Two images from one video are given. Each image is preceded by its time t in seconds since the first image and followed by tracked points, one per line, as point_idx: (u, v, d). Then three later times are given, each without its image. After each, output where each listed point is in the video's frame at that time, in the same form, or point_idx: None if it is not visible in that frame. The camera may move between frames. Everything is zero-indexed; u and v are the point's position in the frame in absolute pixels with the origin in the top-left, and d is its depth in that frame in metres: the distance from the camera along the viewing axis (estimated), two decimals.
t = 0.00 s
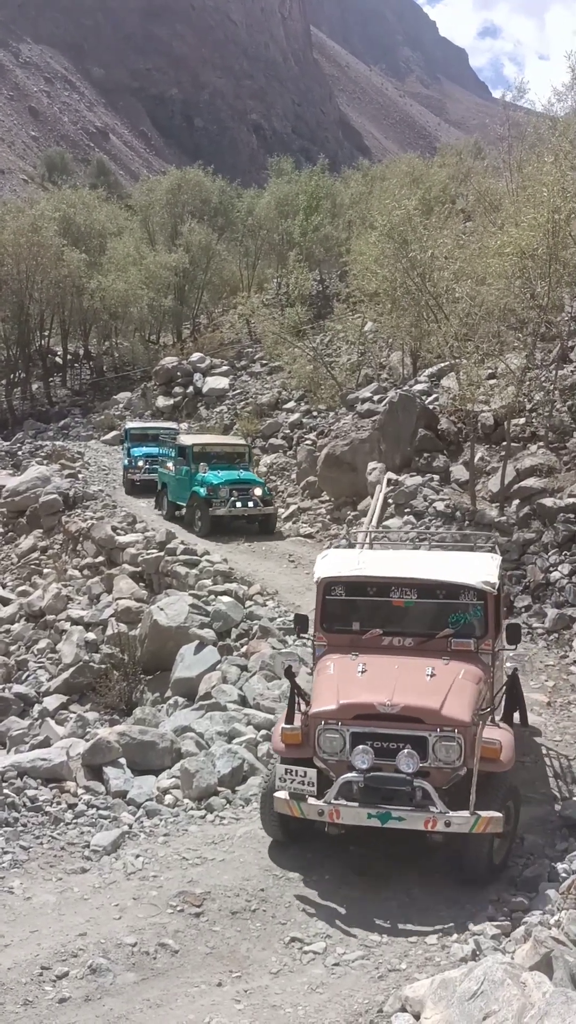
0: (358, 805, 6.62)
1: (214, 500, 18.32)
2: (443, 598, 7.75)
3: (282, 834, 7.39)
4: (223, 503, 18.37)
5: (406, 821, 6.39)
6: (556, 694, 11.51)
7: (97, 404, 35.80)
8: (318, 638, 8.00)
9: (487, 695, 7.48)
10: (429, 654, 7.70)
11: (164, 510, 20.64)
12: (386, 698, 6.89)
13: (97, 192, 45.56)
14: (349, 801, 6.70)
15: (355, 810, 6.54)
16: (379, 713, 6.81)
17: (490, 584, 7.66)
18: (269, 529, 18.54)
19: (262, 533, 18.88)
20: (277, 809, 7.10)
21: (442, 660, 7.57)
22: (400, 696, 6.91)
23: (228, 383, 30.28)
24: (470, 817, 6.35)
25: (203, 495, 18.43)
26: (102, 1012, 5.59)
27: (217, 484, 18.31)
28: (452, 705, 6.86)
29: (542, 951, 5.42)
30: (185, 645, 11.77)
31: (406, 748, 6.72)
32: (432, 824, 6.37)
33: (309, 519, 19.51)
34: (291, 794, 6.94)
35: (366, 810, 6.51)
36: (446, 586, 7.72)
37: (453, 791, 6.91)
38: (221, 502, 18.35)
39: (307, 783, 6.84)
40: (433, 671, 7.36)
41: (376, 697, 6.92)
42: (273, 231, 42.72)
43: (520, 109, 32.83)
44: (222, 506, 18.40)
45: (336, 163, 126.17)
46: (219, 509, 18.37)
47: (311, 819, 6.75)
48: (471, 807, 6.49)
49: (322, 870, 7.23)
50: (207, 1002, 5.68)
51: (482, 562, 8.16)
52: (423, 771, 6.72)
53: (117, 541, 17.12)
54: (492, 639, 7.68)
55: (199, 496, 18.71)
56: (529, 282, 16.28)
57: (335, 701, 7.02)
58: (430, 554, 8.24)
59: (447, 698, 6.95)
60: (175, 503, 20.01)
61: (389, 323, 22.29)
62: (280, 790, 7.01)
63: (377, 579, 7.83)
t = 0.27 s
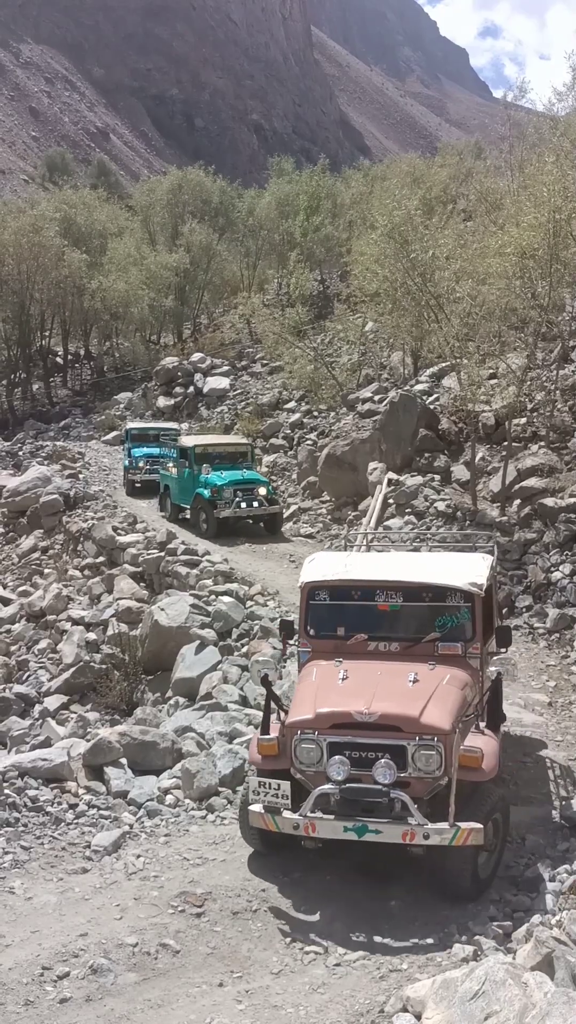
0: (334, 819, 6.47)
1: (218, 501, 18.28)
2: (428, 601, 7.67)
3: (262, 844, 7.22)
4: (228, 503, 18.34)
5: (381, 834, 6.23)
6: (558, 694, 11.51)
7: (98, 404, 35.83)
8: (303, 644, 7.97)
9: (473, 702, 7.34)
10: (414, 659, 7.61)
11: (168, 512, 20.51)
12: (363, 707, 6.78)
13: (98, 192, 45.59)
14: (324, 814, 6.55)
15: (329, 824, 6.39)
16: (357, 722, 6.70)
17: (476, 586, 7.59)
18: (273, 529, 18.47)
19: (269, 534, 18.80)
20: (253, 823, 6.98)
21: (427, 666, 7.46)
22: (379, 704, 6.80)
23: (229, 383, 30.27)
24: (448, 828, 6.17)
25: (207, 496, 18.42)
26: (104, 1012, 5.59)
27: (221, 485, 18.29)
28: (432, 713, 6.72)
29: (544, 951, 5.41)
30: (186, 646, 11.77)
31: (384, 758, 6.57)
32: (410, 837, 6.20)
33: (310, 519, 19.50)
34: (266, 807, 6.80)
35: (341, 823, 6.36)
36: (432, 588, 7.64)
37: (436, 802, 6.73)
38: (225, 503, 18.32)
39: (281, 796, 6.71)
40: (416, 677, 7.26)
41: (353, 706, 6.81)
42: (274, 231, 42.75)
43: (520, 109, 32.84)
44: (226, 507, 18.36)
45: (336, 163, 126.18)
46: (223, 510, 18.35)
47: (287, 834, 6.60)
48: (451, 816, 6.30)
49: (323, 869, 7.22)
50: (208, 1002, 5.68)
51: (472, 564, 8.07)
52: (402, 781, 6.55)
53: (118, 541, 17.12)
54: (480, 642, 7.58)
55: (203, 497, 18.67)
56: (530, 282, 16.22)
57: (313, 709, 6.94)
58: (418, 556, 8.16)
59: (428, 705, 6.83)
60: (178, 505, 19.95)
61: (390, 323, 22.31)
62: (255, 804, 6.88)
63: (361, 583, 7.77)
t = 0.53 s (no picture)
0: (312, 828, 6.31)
1: (222, 501, 18.18)
2: (426, 606, 7.57)
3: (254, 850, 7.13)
4: (231, 504, 18.26)
5: (359, 848, 6.06)
6: (558, 694, 11.51)
7: (98, 404, 35.87)
8: (295, 643, 7.90)
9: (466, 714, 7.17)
10: (408, 666, 7.49)
11: (171, 514, 20.35)
12: (350, 713, 6.60)
13: (97, 192, 45.63)
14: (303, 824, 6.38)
15: (307, 834, 6.23)
16: (342, 729, 6.52)
17: (477, 593, 7.48)
18: (277, 532, 18.40)
19: (273, 535, 18.66)
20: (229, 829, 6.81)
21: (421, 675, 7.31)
22: (366, 712, 6.63)
23: (228, 383, 30.28)
24: (430, 846, 6.01)
25: (210, 497, 18.32)
26: (104, 1012, 5.59)
27: (224, 485, 18.20)
28: (420, 725, 6.52)
29: (544, 951, 5.42)
30: (186, 646, 11.78)
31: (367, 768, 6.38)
32: (390, 852, 6.03)
33: (310, 519, 19.50)
34: (243, 813, 6.64)
35: (320, 834, 6.19)
36: (431, 593, 7.53)
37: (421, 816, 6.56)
38: (229, 503, 18.21)
39: (259, 804, 6.54)
40: (408, 684, 7.11)
41: (340, 712, 6.64)
42: (273, 231, 42.77)
43: (520, 109, 32.86)
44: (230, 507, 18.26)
45: (335, 163, 126.24)
46: (227, 511, 18.26)
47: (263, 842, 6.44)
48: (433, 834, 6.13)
49: (322, 868, 7.22)
50: (208, 1002, 5.69)
51: (474, 571, 7.96)
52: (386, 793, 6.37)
53: (118, 541, 17.13)
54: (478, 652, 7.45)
55: (206, 498, 18.57)
56: (529, 282, 16.26)
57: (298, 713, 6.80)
58: (420, 561, 8.06)
59: (418, 714, 6.66)
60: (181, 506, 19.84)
61: (389, 323, 22.34)
62: (232, 809, 6.70)
63: (359, 583, 7.68)
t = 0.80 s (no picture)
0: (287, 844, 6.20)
1: (229, 506, 17.94)
2: (421, 615, 7.36)
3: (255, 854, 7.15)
4: (238, 508, 18.04)
5: (335, 867, 5.93)
6: (559, 694, 11.53)
7: (98, 405, 35.88)
8: (286, 647, 7.74)
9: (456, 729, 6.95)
10: (400, 676, 7.29)
11: (176, 515, 20.24)
12: (333, 725, 6.43)
13: (98, 193, 45.67)
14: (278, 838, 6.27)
15: (281, 851, 6.12)
16: (324, 741, 6.34)
17: (474, 604, 7.27)
18: (282, 534, 18.32)
19: (276, 535, 18.49)
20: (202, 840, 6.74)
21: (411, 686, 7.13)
22: (351, 724, 6.44)
23: (229, 383, 30.28)
24: (408, 868, 5.86)
25: (217, 501, 18.02)
26: (105, 1012, 5.59)
27: (232, 489, 17.95)
28: (405, 740, 6.32)
29: (545, 951, 5.41)
30: (187, 646, 11.79)
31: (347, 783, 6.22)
32: (365, 873, 5.89)
33: (311, 520, 19.50)
34: (217, 825, 6.56)
35: (294, 852, 6.08)
36: (427, 602, 7.33)
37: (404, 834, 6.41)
38: (237, 507, 17.98)
39: (233, 817, 6.49)
40: (397, 696, 6.91)
41: (323, 724, 6.46)
42: (274, 231, 42.79)
43: (520, 109, 32.89)
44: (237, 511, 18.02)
45: (336, 164, 126.28)
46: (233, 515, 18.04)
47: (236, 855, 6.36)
48: (411, 856, 5.97)
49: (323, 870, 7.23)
50: (208, 1002, 5.69)
51: (474, 582, 7.74)
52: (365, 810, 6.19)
53: (119, 541, 17.14)
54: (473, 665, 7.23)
55: (212, 502, 18.34)
56: (530, 282, 16.33)
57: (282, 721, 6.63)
58: (420, 568, 7.86)
59: (405, 728, 6.45)
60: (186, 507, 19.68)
61: (390, 323, 22.36)
62: (206, 820, 6.63)
63: (353, 589, 7.49)
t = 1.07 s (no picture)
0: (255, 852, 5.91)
1: (232, 506, 17.77)
2: (400, 616, 7.08)
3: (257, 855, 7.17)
4: (241, 509, 17.85)
5: (303, 875, 5.63)
6: (559, 694, 11.54)
7: (99, 405, 35.90)
8: (264, 654, 7.52)
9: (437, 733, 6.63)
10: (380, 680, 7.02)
11: (179, 517, 20.14)
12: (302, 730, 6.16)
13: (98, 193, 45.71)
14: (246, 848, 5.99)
15: (248, 858, 5.83)
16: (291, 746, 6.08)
17: (453, 603, 6.97)
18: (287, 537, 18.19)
19: (282, 538, 18.35)
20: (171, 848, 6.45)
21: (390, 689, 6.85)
22: (321, 728, 6.17)
23: (229, 383, 30.29)
24: (378, 875, 5.55)
25: (221, 501, 17.88)
26: (106, 1012, 5.60)
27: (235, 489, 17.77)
28: (377, 744, 6.02)
29: (546, 951, 5.42)
30: (187, 646, 11.80)
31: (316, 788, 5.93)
32: (335, 881, 5.59)
33: (311, 520, 19.49)
34: (184, 833, 6.26)
35: (261, 859, 5.79)
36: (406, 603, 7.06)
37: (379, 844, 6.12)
38: (240, 508, 17.80)
39: (198, 824, 6.15)
40: (374, 700, 6.63)
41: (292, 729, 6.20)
42: (275, 231, 42.82)
43: (520, 109, 32.93)
44: (240, 512, 17.84)
45: (336, 164, 126.34)
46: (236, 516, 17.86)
47: (204, 865, 6.06)
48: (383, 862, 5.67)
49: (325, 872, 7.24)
50: (211, 1002, 5.70)
51: (457, 583, 7.46)
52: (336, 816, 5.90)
53: (120, 541, 17.15)
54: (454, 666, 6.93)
55: (216, 502, 18.15)
56: (530, 283, 16.40)
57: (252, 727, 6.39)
58: (403, 571, 7.60)
59: (377, 732, 6.16)
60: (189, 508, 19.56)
61: (390, 324, 22.40)
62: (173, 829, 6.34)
63: (330, 592, 7.25)
